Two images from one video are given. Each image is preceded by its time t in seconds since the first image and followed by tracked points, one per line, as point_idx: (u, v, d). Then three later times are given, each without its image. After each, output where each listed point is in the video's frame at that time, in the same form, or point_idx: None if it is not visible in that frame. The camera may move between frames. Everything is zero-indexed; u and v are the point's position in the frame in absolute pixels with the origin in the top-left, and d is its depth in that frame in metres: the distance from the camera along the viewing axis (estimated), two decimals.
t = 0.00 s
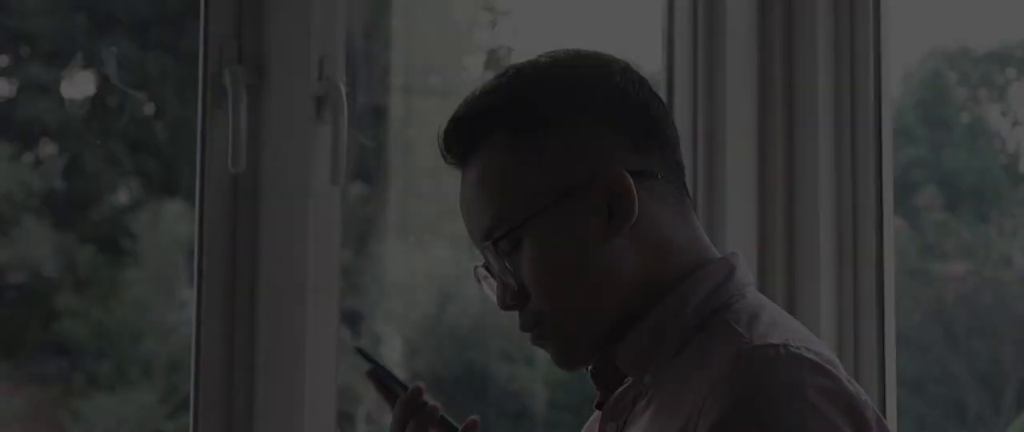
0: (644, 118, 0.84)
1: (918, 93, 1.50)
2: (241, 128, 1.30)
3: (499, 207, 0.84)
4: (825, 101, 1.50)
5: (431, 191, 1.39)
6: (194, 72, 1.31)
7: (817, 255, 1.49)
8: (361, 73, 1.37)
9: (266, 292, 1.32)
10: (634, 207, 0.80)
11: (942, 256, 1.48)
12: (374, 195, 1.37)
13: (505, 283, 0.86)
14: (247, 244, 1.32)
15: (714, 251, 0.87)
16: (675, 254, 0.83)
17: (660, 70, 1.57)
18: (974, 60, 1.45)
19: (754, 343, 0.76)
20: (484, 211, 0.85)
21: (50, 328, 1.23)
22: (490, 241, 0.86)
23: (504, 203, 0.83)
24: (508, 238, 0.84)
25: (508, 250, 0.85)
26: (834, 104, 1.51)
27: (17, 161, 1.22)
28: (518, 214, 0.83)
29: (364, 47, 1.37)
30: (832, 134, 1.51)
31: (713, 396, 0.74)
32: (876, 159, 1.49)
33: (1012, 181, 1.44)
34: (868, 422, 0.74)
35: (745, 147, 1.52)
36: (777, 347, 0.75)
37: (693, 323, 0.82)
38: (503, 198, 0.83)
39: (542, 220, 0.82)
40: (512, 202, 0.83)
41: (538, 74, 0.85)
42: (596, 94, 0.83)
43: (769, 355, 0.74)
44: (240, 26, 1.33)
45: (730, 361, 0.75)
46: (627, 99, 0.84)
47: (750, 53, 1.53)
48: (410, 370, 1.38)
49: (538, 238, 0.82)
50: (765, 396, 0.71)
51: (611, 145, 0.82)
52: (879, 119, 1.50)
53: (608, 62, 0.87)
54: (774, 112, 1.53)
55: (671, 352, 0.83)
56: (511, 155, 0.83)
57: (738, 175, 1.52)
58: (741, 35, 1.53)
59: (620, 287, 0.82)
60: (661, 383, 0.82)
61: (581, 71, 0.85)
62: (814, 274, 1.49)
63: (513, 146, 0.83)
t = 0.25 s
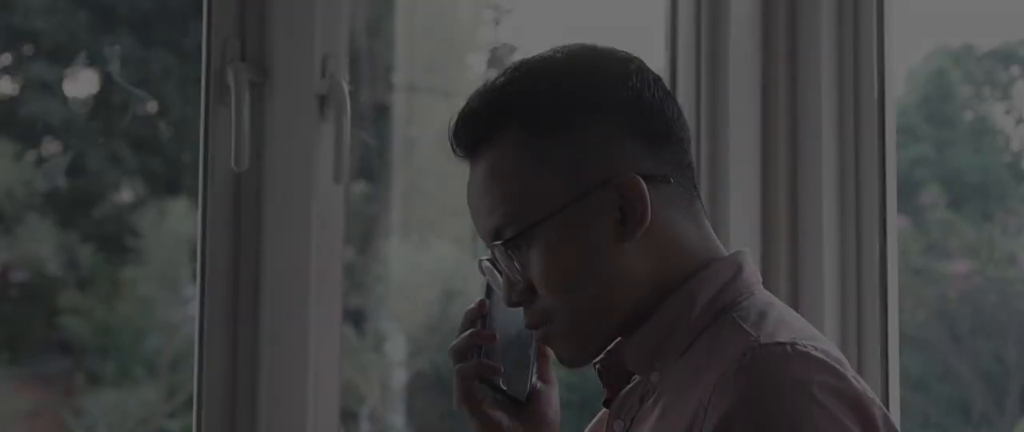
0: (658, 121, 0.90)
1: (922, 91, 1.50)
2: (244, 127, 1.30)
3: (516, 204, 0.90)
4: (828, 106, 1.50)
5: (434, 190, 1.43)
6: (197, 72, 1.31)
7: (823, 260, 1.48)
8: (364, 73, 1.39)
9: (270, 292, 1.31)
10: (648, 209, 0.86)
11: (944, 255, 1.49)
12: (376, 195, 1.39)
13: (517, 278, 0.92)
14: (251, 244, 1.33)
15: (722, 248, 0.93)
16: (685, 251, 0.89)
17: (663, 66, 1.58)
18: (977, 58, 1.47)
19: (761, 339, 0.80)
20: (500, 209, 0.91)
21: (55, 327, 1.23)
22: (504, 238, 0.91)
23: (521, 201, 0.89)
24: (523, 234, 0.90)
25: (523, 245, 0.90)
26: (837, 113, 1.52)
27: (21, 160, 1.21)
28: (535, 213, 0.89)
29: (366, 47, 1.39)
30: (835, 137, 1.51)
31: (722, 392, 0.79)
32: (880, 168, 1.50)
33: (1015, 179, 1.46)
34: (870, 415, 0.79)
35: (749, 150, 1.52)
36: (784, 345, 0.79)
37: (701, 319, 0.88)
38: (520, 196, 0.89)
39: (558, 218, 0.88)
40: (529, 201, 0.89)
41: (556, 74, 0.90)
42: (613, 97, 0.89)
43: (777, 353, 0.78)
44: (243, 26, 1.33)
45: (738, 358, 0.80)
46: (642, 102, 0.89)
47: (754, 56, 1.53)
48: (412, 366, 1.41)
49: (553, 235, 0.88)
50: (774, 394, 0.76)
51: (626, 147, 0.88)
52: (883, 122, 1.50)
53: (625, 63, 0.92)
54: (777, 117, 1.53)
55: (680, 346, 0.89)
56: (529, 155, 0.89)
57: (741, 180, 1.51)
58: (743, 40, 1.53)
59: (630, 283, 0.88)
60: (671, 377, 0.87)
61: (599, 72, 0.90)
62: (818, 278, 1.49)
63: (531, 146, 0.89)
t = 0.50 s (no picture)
0: (669, 121, 0.91)
1: (927, 89, 1.52)
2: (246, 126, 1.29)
3: (524, 201, 0.90)
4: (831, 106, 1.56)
5: (436, 190, 1.43)
6: (200, 72, 1.31)
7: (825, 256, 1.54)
8: (367, 73, 1.38)
9: (272, 291, 1.32)
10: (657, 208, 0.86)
11: (948, 254, 1.49)
12: (378, 195, 1.39)
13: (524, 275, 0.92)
14: (253, 243, 1.33)
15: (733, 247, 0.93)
16: (694, 249, 0.89)
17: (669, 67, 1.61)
18: (979, 57, 1.46)
19: (773, 339, 0.80)
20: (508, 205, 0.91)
21: (57, 325, 1.23)
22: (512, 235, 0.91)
23: (529, 198, 0.89)
24: (531, 231, 0.90)
25: (530, 242, 0.91)
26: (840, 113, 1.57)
27: (23, 159, 1.21)
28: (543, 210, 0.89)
29: (369, 47, 1.39)
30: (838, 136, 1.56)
31: (735, 393, 0.78)
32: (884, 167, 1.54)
33: (1015, 176, 1.43)
34: (884, 416, 0.78)
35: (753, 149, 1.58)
36: (797, 344, 0.79)
37: (711, 318, 0.88)
38: (528, 193, 0.89)
39: (568, 216, 0.88)
40: (538, 197, 0.89)
41: (568, 72, 0.91)
42: (624, 97, 0.89)
43: (791, 353, 0.78)
44: (246, 26, 1.33)
45: (750, 358, 0.79)
46: (653, 102, 0.90)
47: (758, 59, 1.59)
48: (415, 366, 1.42)
49: (562, 232, 0.88)
50: (789, 394, 0.75)
51: (636, 146, 0.89)
52: (886, 123, 1.54)
53: (636, 61, 0.93)
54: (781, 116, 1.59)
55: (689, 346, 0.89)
56: (538, 152, 0.89)
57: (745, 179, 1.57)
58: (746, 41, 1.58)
59: (639, 280, 0.88)
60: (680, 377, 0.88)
61: (610, 72, 0.91)
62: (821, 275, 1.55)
63: (541, 143, 0.89)
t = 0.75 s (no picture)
0: (679, 114, 0.92)
1: (928, 88, 1.53)
2: (249, 125, 1.28)
3: (534, 192, 0.91)
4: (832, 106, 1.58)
5: (438, 190, 1.43)
6: (202, 71, 1.31)
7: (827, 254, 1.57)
8: (369, 73, 1.39)
9: (274, 290, 1.31)
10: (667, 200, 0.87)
11: (949, 253, 1.50)
12: (379, 195, 1.40)
13: (533, 268, 0.92)
14: (256, 243, 1.33)
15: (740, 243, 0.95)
16: (703, 243, 0.91)
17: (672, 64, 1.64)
18: (981, 57, 1.47)
19: (787, 338, 0.80)
20: (518, 198, 0.92)
21: (58, 325, 1.23)
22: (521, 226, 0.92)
23: (540, 189, 0.90)
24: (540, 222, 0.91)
25: (540, 234, 0.91)
26: (841, 113, 1.60)
27: (25, 158, 1.21)
28: (553, 202, 0.90)
29: (371, 48, 1.39)
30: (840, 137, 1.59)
31: (750, 393, 0.78)
32: (885, 168, 1.57)
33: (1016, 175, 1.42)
34: (899, 417, 0.78)
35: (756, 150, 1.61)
36: (811, 344, 0.79)
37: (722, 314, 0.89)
38: (539, 184, 0.90)
39: (577, 208, 0.89)
40: (548, 189, 0.90)
41: (579, 66, 0.93)
42: (634, 89, 0.91)
43: (806, 354, 0.78)
44: (248, 25, 1.33)
45: (765, 358, 0.79)
46: (663, 95, 0.92)
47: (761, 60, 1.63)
48: (417, 365, 1.42)
49: (572, 224, 0.89)
50: (805, 394, 0.75)
51: (646, 138, 0.90)
52: (887, 123, 1.57)
53: (648, 58, 0.94)
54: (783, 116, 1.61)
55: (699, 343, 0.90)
56: (549, 143, 0.90)
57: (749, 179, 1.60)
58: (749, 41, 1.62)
59: (648, 273, 0.89)
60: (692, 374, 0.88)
61: (621, 65, 0.92)
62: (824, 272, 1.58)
63: (551, 135, 0.90)
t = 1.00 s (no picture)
0: (691, 102, 0.91)
1: (929, 87, 1.53)
2: (249, 124, 1.29)
3: (542, 182, 0.91)
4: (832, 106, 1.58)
5: (438, 189, 1.43)
6: (203, 72, 1.31)
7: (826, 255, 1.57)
8: (369, 73, 1.39)
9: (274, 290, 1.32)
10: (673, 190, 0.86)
11: (949, 253, 1.50)
12: (379, 195, 1.40)
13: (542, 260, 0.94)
14: (256, 243, 1.33)
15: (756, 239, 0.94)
16: (714, 235, 0.90)
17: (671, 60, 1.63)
18: (981, 57, 1.46)
19: (796, 339, 0.79)
20: (527, 187, 0.92)
21: (59, 325, 1.23)
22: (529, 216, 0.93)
23: (547, 180, 0.91)
24: (548, 212, 0.91)
25: (548, 224, 0.92)
26: (841, 113, 1.60)
27: (25, 158, 1.21)
28: (560, 192, 0.90)
29: (371, 48, 1.39)
30: (839, 137, 1.60)
31: (757, 392, 0.78)
32: (884, 167, 1.57)
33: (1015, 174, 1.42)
34: (911, 418, 0.77)
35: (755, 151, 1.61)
36: (820, 345, 0.78)
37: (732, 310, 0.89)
38: (546, 175, 0.91)
39: (585, 197, 0.89)
40: (555, 180, 0.90)
41: (590, 55, 0.92)
42: (644, 78, 0.90)
43: (815, 354, 0.77)
44: (248, 25, 1.33)
45: (773, 356, 0.79)
46: (675, 83, 0.90)
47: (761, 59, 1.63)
48: (417, 365, 1.42)
49: (579, 213, 0.89)
50: (812, 395, 0.74)
51: (656, 129, 0.89)
52: (887, 123, 1.58)
53: (662, 44, 0.93)
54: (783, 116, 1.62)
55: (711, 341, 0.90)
56: (557, 131, 0.90)
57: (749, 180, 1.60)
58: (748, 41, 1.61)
59: (656, 263, 0.88)
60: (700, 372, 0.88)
61: (633, 53, 0.91)
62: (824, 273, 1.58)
63: (559, 125, 0.90)
